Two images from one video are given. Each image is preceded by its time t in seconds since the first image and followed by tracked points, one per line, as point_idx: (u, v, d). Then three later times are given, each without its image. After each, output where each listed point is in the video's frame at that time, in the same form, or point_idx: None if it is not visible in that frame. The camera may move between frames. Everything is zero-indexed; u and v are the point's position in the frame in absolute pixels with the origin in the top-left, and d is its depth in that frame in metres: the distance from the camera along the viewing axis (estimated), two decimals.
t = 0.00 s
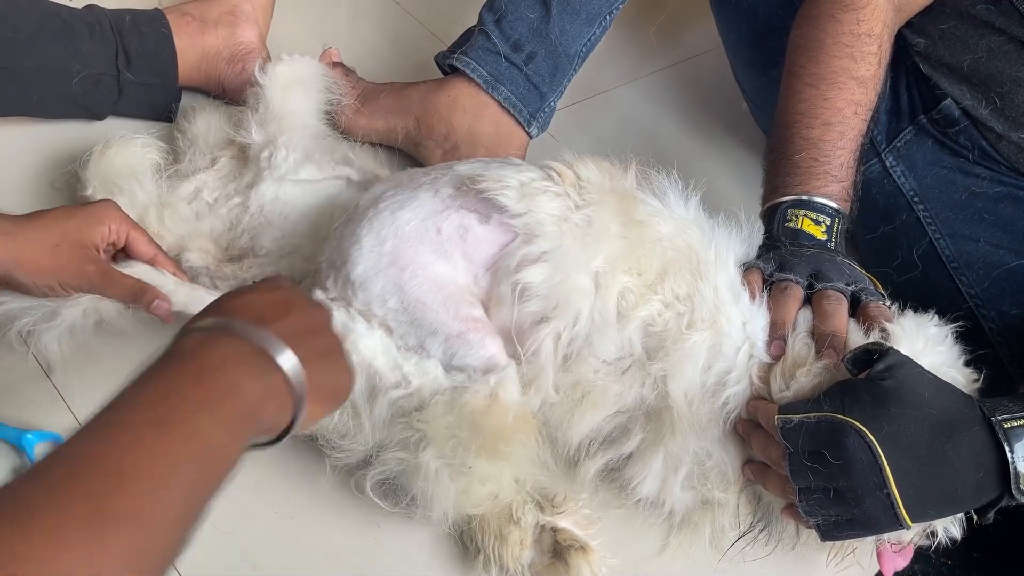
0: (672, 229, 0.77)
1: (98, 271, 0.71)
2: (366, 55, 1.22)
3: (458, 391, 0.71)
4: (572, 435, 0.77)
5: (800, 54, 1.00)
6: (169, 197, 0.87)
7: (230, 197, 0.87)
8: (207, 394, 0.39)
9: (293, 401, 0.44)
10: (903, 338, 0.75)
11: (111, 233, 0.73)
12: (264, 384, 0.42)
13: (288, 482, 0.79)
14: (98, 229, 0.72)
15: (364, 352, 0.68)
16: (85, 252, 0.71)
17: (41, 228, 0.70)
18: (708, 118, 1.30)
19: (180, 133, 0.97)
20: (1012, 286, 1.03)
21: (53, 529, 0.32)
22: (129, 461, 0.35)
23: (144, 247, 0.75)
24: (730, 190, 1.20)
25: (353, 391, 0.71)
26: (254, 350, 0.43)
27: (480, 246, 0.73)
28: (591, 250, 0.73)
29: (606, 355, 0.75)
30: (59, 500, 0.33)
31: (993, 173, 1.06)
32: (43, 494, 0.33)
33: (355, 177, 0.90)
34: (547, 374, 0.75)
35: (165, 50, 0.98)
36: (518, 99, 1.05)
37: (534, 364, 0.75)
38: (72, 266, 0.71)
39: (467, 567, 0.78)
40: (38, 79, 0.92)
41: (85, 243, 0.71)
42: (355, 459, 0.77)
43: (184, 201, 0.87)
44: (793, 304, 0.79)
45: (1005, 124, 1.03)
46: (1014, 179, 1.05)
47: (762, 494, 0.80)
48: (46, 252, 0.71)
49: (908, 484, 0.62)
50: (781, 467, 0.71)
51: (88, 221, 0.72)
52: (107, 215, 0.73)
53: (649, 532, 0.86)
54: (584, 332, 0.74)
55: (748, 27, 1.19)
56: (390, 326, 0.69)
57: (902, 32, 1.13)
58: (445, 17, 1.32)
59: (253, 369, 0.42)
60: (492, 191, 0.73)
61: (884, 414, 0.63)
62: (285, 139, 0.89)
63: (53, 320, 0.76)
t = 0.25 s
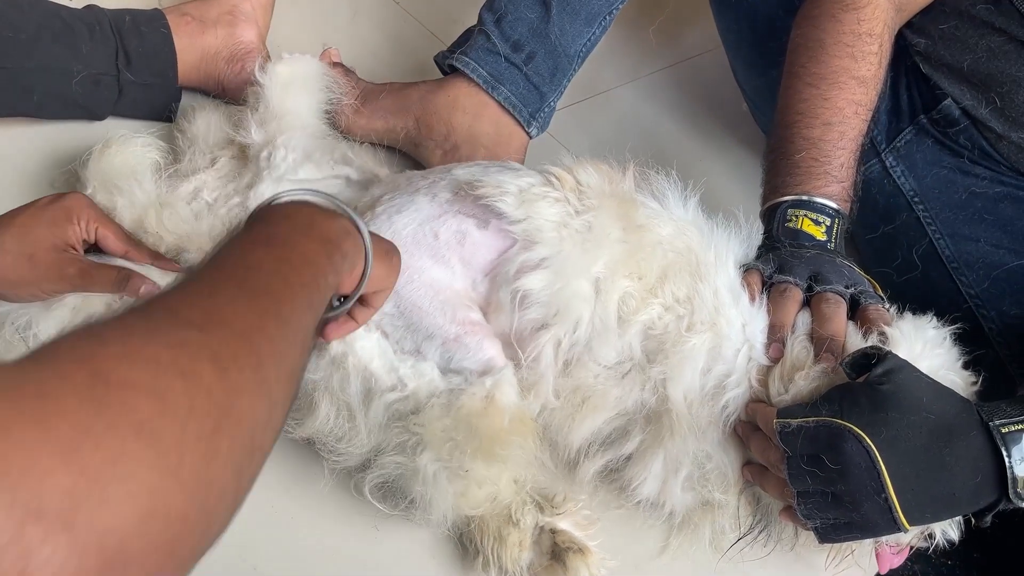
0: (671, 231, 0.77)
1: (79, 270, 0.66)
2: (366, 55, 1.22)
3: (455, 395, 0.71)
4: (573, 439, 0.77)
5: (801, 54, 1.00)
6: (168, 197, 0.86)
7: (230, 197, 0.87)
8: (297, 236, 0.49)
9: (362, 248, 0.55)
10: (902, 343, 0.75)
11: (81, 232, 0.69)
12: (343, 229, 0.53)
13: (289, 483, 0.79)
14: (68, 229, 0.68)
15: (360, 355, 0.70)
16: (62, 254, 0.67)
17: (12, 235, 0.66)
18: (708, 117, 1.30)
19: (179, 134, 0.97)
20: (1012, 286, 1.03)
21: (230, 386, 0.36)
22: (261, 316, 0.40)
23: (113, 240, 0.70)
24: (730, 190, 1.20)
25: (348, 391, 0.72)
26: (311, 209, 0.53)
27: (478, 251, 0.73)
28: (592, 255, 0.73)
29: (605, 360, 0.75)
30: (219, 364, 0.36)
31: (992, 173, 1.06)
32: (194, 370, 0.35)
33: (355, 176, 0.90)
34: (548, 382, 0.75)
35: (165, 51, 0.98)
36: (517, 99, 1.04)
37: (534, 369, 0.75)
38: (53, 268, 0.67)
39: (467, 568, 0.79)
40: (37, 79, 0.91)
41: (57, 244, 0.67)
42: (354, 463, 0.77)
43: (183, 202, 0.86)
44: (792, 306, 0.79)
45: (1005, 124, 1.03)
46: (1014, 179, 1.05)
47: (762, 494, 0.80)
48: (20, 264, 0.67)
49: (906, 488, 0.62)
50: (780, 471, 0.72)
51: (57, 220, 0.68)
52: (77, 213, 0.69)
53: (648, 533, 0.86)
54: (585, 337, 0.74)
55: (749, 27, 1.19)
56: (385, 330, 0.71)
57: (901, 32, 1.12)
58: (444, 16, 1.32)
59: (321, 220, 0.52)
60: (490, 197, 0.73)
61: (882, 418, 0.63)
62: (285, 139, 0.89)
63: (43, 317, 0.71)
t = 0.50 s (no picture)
0: (672, 233, 0.76)
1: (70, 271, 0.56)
2: (366, 54, 1.22)
3: (453, 403, 0.71)
4: (576, 443, 0.78)
5: (801, 54, 1.00)
6: (167, 197, 0.86)
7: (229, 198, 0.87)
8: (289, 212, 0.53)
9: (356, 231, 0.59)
10: (902, 345, 0.75)
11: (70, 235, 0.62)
12: (332, 212, 0.57)
13: (290, 485, 0.79)
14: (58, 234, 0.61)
15: (357, 363, 0.70)
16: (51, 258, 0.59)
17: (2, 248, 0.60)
18: (707, 117, 1.30)
19: (179, 134, 0.97)
20: (1011, 286, 1.03)
21: (242, 325, 0.40)
22: (263, 268, 0.44)
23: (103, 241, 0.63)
24: (729, 190, 1.20)
25: (346, 401, 0.72)
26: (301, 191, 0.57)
27: (478, 259, 0.73)
28: (593, 260, 0.73)
29: (606, 364, 0.75)
30: (230, 306, 0.40)
31: (992, 174, 1.06)
32: (208, 311, 0.39)
33: (353, 176, 0.90)
34: (549, 388, 0.75)
35: (164, 50, 0.98)
36: (517, 99, 1.04)
37: (536, 375, 0.74)
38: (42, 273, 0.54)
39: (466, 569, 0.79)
40: (36, 79, 0.91)
41: (47, 245, 0.60)
42: (355, 469, 0.76)
43: (182, 205, 0.86)
44: (792, 307, 0.79)
45: (1004, 124, 1.03)
46: (1013, 179, 1.05)
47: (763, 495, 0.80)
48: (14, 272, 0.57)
49: (906, 492, 0.62)
50: (780, 474, 0.72)
51: (47, 224, 0.62)
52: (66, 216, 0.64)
53: (649, 535, 0.86)
54: (587, 342, 0.74)
55: (748, 27, 1.19)
56: (386, 339, 0.71)
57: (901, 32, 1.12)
58: (444, 16, 1.31)
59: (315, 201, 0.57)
60: (491, 206, 0.72)
61: (883, 422, 0.63)
62: (284, 139, 0.90)
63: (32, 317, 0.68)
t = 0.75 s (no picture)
0: (673, 235, 0.76)
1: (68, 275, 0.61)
2: (366, 55, 1.22)
3: (456, 408, 0.71)
4: (579, 445, 0.78)
5: (802, 55, 1.00)
6: (167, 199, 0.86)
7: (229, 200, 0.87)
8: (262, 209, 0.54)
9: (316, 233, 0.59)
10: (903, 346, 0.75)
11: (67, 232, 0.63)
12: (298, 212, 0.58)
13: (291, 486, 0.79)
14: (54, 232, 0.63)
15: (358, 369, 0.70)
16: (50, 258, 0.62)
17: (0, 248, 0.62)
18: (707, 117, 1.30)
19: (178, 135, 0.97)
20: (1011, 286, 1.03)
21: (212, 336, 0.40)
22: (232, 276, 0.44)
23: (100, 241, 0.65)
24: (730, 190, 1.20)
25: (348, 408, 0.72)
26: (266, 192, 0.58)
27: (482, 265, 0.72)
28: (596, 264, 0.72)
29: (609, 368, 0.75)
30: (199, 317, 0.40)
31: (992, 174, 1.06)
32: (178, 323, 0.38)
33: (352, 176, 0.90)
34: (553, 393, 0.75)
35: (164, 51, 0.98)
36: (517, 99, 1.04)
37: (540, 380, 0.75)
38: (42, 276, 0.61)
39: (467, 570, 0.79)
40: (36, 79, 0.91)
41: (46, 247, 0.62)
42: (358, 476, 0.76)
43: (183, 206, 0.86)
44: (793, 308, 0.79)
45: (1004, 124, 1.03)
46: (1013, 179, 1.05)
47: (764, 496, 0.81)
48: (13, 273, 0.62)
49: (906, 494, 0.62)
50: (780, 475, 0.72)
51: (43, 223, 0.63)
52: (61, 211, 0.64)
53: (650, 536, 0.86)
54: (590, 346, 0.74)
55: (748, 27, 1.19)
56: (389, 347, 0.71)
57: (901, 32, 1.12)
58: (444, 17, 1.32)
59: (278, 203, 0.57)
60: (495, 213, 0.71)
61: (882, 424, 0.63)
62: (283, 140, 0.90)
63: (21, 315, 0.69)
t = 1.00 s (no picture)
0: (675, 237, 0.76)
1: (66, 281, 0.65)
2: (366, 54, 1.22)
3: (457, 414, 0.71)
4: (581, 448, 0.78)
5: (803, 56, 1.00)
6: (168, 202, 0.86)
7: (229, 204, 0.87)
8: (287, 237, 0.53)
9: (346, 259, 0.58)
10: (903, 348, 0.75)
11: (64, 238, 0.66)
12: (328, 237, 0.57)
13: (291, 487, 0.79)
14: (51, 238, 0.66)
15: (360, 374, 0.70)
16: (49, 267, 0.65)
17: None
18: (708, 117, 1.30)
19: (178, 137, 0.96)
20: (1011, 286, 1.03)
21: (221, 359, 0.40)
22: (251, 299, 0.44)
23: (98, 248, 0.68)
24: (731, 191, 1.20)
25: (349, 413, 0.72)
26: (295, 218, 0.57)
27: (486, 270, 0.72)
28: (598, 269, 0.73)
29: (611, 371, 0.75)
30: (208, 339, 0.40)
31: (992, 175, 1.06)
32: (183, 344, 0.39)
33: (351, 177, 0.91)
34: (556, 397, 0.75)
35: (165, 51, 0.98)
36: (517, 99, 1.04)
37: (544, 385, 0.75)
38: (40, 281, 0.65)
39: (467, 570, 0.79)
40: (36, 79, 0.91)
41: (44, 253, 0.65)
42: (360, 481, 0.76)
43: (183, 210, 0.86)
44: (795, 310, 0.80)
45: (1005, 125, 1.03)
46: (1014, 180, 1.05)
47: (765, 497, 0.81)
48: (10, 278, 0.64)
49: (905, 497, 0.62)
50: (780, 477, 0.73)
51: (40, 229, 0.66)
52: (58, 218, 0.67)
53: (650, 536, 0.86)
54: (592, 350, 0.74)
55: (748, 27, 1.19)
56: (392, 352, 0.71)
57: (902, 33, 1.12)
58: (445, 16, 1.31)
59: (307, 228, 0.56)
60: (497, 219, 0.71)
61: (882, 427, 0.63)
62: (281, 142, 0.89)
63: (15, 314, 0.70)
